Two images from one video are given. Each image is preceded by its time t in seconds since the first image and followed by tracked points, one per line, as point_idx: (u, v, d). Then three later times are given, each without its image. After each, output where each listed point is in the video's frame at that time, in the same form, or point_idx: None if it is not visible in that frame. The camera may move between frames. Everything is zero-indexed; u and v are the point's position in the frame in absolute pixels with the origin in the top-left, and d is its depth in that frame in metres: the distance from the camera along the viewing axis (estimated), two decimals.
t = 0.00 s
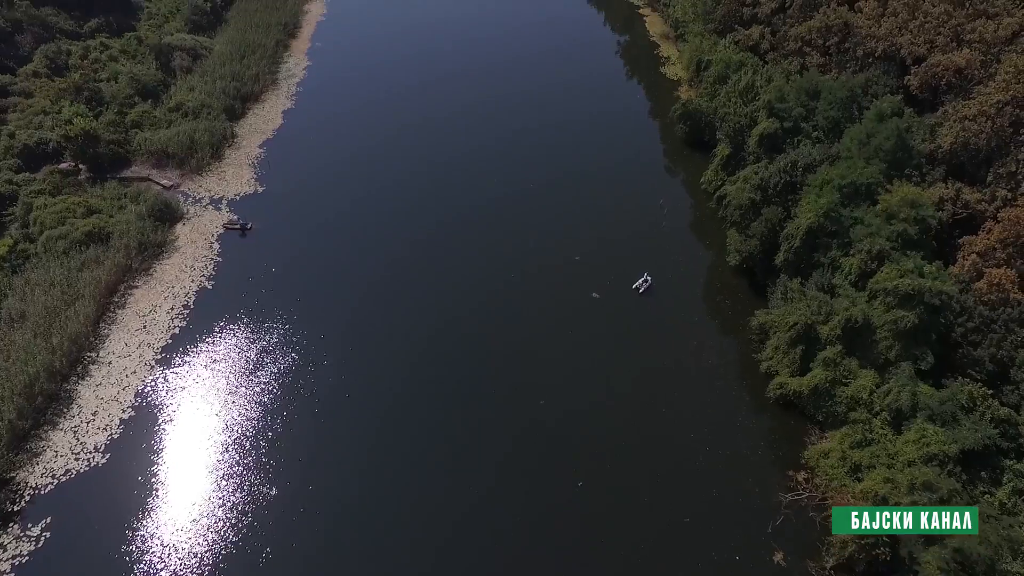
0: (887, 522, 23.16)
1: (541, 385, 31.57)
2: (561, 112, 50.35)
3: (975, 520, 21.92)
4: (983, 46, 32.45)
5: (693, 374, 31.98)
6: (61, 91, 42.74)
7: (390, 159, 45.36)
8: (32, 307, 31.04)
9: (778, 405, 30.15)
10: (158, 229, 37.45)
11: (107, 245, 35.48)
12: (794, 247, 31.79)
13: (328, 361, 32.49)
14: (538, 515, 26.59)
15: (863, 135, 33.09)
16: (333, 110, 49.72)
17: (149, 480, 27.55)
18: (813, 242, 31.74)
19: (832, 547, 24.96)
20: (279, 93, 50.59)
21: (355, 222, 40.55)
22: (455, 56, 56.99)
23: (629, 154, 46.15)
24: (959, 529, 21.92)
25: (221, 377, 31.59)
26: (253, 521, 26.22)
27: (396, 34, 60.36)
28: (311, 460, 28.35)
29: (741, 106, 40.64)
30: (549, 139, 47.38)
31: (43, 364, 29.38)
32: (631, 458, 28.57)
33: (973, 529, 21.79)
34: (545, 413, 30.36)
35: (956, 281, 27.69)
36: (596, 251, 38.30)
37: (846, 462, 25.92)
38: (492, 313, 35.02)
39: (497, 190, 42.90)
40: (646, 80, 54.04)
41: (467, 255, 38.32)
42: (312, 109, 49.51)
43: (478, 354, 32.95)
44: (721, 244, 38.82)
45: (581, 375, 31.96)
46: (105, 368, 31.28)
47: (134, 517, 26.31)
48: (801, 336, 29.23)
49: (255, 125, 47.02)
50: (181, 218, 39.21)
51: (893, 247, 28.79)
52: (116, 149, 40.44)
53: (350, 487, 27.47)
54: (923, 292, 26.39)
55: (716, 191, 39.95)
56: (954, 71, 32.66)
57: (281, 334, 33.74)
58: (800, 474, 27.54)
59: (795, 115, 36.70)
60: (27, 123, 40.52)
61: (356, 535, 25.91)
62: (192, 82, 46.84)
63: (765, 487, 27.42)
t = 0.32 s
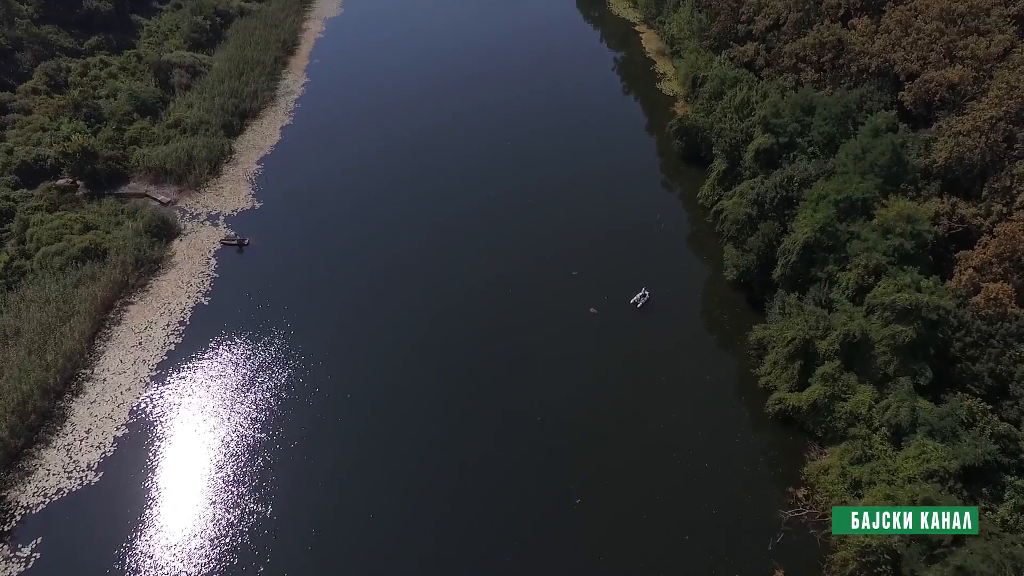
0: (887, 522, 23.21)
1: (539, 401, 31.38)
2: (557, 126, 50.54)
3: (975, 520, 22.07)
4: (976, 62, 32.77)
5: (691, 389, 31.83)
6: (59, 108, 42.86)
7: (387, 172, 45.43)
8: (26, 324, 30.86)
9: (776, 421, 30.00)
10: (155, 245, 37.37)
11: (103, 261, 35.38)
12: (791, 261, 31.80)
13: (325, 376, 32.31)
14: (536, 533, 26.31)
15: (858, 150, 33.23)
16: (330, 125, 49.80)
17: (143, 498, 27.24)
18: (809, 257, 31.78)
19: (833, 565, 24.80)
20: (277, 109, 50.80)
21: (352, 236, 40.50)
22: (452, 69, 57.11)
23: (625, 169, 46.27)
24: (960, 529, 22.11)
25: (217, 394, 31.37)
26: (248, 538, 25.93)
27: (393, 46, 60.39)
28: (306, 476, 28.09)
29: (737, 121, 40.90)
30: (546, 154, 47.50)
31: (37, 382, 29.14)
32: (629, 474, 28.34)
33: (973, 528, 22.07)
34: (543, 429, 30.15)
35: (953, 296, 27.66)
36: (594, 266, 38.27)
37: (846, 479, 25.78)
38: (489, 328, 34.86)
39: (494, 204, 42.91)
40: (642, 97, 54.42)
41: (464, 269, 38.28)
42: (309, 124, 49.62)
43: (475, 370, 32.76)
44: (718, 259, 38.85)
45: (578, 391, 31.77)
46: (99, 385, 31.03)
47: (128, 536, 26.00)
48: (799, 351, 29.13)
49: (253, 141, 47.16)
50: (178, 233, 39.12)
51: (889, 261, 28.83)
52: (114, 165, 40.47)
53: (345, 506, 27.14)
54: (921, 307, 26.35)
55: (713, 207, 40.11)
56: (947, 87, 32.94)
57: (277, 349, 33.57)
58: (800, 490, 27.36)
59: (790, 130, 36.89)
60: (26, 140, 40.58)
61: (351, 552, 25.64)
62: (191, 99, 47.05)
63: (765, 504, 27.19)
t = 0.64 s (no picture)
0: (887, 522, 23.81)
1: (537, 418, 31.14)
2: (555, 142, 50.77)
3: (975, 520, 22.75)
4: (970, 78, 32.99)
5: (690, 406, 31.60)
6: (58, 125, 42.95)
7: (384, 188, 45.55)
8: (21, 342, 30.66)
9: (775, 437, 29.78)
10: (152, 262, 37.25)
11: (99, 278, 35.24)
12: (788, 276, 31.78)
13: (321, 393, 32.09)
14: (534, 553, 26.00)
15: (854, 166, 33.30)
16: (328, 141, 49.90)
17: (136, 518, 26.92)
18: (807, 272, 31.70)
19: None
20: (275, 125, 51.01)
21: (350, 252, 40.46)
22: (450, 85, 57.40)
23: (622, 185, 46.37)
24: (961, 529, 22.66)
25: (213, 411, 31.15)
26: (243, 559, 25.62)
27: (391, 62, 60.64)
28: (301, 494, 27.80)
29: (733, 137, 41.08)
30: (543, 169, 47.59)
31: (30, 400, 28.88)
32: (628, 493, 28.05)
33: (972, 528, 22.69)
34: (541, 447, 29.87)
35: (951, 310, 27.55)
36: (591, 281, 38.19)
37: (847, 497, 25.58)
38: (487, 344, 34.68)
39: (492, 220, 42.89)
40: (639, 112, 54.69)
41: (462, 284, 38.22)
42: (307, 141, 49.74)
43: (473, 387, 32.52)
44: (716, 274, 38.82)
45: (577, 407, 31.55)
46: (93, 403, 30.75)
47: (120, 558, 25.67)
48: (797, 367, 28.99)
49: (251, 158, 47.26)
50: (175, 250, 39.02)
51: (887, 276, 28.78)
52: (111, 182, 40.51)
53: (341, 525, 26.80)
54: (919, 322, 26.20)
55: (710, 222, 40.18)
56: (941, 103, 33.14)
57: (273, 366, 33.37)
58: (800, 508, 27.04)
59: (786, 145, 37.03)
60: (24, 157, 40.61)
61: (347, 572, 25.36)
62: (190, 116, 47.23)
63: (766, 522, 26.90)
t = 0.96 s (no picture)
0: (887, 522, 24.08)
1: (535, 436, 30.82)
2: (553, 157, 50.91)
3: (975, 520, 22.79)
4: (964, 94, 33.16)
5: (689, 423, 31.33)
6: (56, 142, 43.00)
7: (382, 204, 45.57)
8: (14, 360, 30.42)
9: (775, 455, 29.48)
10: (148, 279, 37.08)
11: (95, 295, 35.06)
12: (787, 292, 31.66)
13: (318, 411, 31.81)
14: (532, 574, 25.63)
15: (850, 181, 33.31)
16: (326, 158, 49.97)
17: (129, 540, 26.53)
18: (805, 287, 31.61)
19: None
20: (274, 141, 51.15)
21: (347, 268, 40.37)
22: (448, 101, 57.63)
23: (620, 201, 46.41)
24: (960, 529, 22.80)
25: (208, 429, 30.84)
26: None
27: (389, 79, 60.91)
28: (297, 514, 27.43)
29: (730, 153, 41.20)
30: (542, 186, 47.62)
31: (22, 420, 28.56)
32: (627, 512, 27.67)
33: (973, 528, 22.79)
34: (539, 465, 29.53)
35: (951, 327, 27.40)
36: (589, 298, 38.04)
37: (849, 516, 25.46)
38: (485, 362, 34.42)
39: (490, 236, 42.84)
40: (636, 129, 54.92)
41: (460, 300, 38.10)
42: (305, 158, 49.78)
43: (471, 404, 32.22)
44: (714, 289, 38.71)
45: (575, 425, 31.26)
46: (86, 422, 30.40)
47: None
48: (796, 383, 28.79)
49: (249, 174, 47.28)
50: (171, 266, 38.85)
51: (885, 292, 28.69)
52: (108, 199, 40.50)
53: (337, 546, 26.41)
54: (918, 339, 26.06)
55: (708, 237, 40.16)
56: (936, 118, 33.25)
57: (270, 383, 33.11)
58: (802, 527, 26.68)
59: (783, 161, 37.11)
60: (21, 174, 40.61)
61: None
62: (188, 133, 47.37)
63: (767, 542, 26.54)
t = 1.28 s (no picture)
0: (887, 522, 24.39)
1: (532, 455, 30.45)
2: (551, 174, 50.96)
3: (975, 520, 22.88)
4: (959, 111, 33.26)
5: (689, 441, 31.01)
6: (54, 159, 43.00)
7: (380, 220, 45.50)
8: (7, 379, 30.15)
9: (776, 474, 29.13)
10: (144, 296, 36.88)
11: (89, 312, 34.85)
12: (785, 309, 31.52)
13: (313, 429, 31.45)
14: None
15: (847, 198, 33.27)
16: (324, 175, 50.03)
17: (120, 563, 26.10)
18: (804, 304, 31.42)
19: None
20: (271, 158, 51.22)
21: (345, 284, 40.22)
22: (446, 118, 57.83)
23: (618, 217, 46.39)
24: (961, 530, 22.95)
25: (202, 449, 30.47)
26: None
27: (388, 96, 61.22)
28: (291, 535, 27.01)
29: (727, 169, 41.30)
30: (540, 202, 47.61)
31: (13, 440, 28.23)
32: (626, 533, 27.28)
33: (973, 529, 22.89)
34: (537, 485, 29.16)
35: (950, 344, 27.20)
36: (588, 314, 37.85)
37: (851, 536, 25.18)
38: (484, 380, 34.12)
39: (488, 252, 42.71)
40: (634, 145, 55.10)
41: (458, 317, 37.89)
42: (303, 174, 49.81)
43: (468, 423, 31.92)
44: (713, 306, 38.56)
45: (573, 444, 30.93)
46: (78, 442, 30.05)
47: None
48: (796, 402, 28.55)
49: (247, 191, 47.28)
50: (168, 283, 38.67)
51: (884, 309, 28.55)
52: (105, 216, 40.44)
53: (332, 570, 25.94)
54: (918, 357, 25.82)
55: (705, 253, 40.07)
56: (932, 135, 33.33)
57: (265, 401, 32.80)
58: (804, 548, 26.26)
59: (780, 177, 37.16)
60: (19, 191, 40.59)
61: None
62: (186, 149, 47.46)
63: (768, 563, 26.15)
